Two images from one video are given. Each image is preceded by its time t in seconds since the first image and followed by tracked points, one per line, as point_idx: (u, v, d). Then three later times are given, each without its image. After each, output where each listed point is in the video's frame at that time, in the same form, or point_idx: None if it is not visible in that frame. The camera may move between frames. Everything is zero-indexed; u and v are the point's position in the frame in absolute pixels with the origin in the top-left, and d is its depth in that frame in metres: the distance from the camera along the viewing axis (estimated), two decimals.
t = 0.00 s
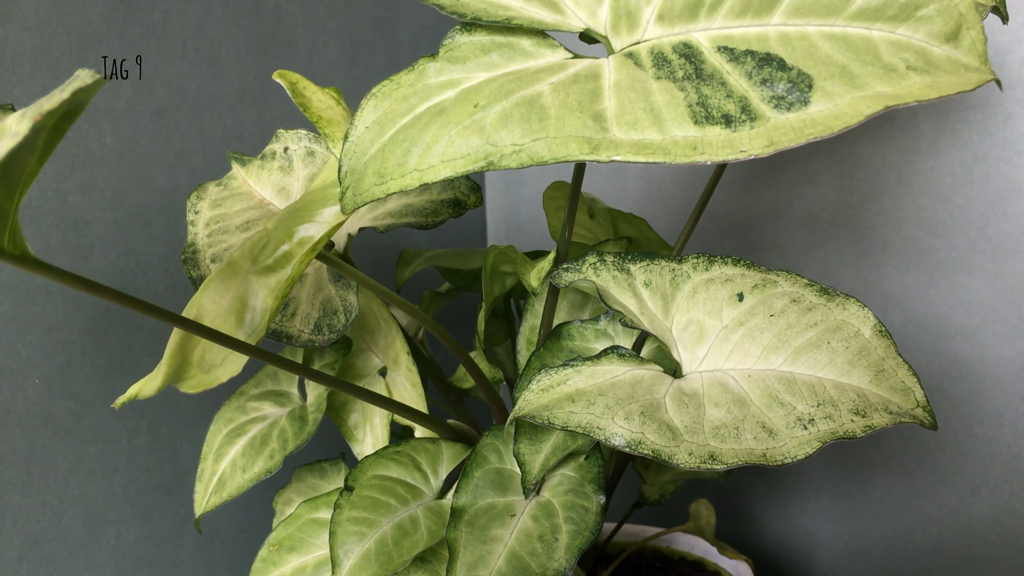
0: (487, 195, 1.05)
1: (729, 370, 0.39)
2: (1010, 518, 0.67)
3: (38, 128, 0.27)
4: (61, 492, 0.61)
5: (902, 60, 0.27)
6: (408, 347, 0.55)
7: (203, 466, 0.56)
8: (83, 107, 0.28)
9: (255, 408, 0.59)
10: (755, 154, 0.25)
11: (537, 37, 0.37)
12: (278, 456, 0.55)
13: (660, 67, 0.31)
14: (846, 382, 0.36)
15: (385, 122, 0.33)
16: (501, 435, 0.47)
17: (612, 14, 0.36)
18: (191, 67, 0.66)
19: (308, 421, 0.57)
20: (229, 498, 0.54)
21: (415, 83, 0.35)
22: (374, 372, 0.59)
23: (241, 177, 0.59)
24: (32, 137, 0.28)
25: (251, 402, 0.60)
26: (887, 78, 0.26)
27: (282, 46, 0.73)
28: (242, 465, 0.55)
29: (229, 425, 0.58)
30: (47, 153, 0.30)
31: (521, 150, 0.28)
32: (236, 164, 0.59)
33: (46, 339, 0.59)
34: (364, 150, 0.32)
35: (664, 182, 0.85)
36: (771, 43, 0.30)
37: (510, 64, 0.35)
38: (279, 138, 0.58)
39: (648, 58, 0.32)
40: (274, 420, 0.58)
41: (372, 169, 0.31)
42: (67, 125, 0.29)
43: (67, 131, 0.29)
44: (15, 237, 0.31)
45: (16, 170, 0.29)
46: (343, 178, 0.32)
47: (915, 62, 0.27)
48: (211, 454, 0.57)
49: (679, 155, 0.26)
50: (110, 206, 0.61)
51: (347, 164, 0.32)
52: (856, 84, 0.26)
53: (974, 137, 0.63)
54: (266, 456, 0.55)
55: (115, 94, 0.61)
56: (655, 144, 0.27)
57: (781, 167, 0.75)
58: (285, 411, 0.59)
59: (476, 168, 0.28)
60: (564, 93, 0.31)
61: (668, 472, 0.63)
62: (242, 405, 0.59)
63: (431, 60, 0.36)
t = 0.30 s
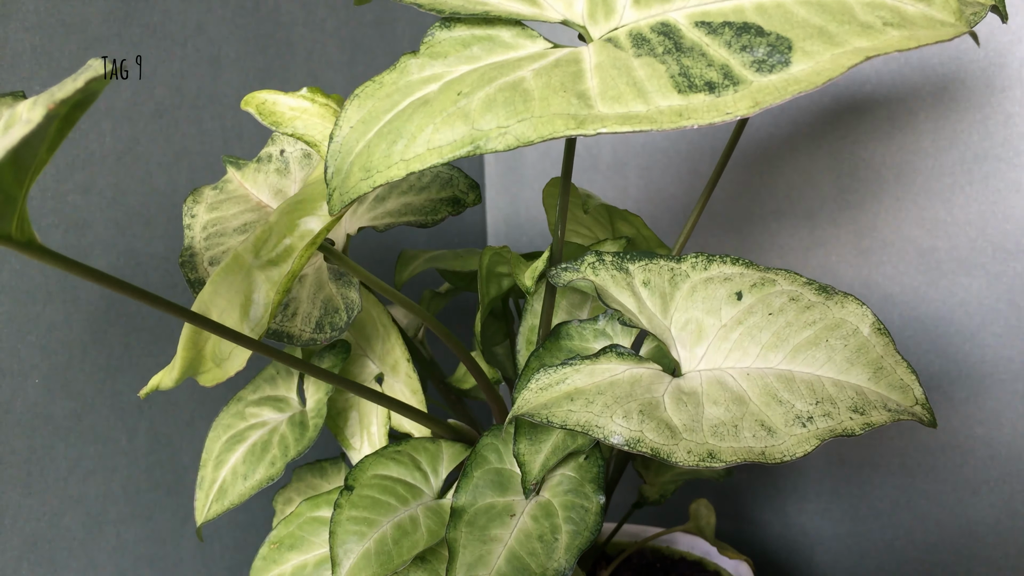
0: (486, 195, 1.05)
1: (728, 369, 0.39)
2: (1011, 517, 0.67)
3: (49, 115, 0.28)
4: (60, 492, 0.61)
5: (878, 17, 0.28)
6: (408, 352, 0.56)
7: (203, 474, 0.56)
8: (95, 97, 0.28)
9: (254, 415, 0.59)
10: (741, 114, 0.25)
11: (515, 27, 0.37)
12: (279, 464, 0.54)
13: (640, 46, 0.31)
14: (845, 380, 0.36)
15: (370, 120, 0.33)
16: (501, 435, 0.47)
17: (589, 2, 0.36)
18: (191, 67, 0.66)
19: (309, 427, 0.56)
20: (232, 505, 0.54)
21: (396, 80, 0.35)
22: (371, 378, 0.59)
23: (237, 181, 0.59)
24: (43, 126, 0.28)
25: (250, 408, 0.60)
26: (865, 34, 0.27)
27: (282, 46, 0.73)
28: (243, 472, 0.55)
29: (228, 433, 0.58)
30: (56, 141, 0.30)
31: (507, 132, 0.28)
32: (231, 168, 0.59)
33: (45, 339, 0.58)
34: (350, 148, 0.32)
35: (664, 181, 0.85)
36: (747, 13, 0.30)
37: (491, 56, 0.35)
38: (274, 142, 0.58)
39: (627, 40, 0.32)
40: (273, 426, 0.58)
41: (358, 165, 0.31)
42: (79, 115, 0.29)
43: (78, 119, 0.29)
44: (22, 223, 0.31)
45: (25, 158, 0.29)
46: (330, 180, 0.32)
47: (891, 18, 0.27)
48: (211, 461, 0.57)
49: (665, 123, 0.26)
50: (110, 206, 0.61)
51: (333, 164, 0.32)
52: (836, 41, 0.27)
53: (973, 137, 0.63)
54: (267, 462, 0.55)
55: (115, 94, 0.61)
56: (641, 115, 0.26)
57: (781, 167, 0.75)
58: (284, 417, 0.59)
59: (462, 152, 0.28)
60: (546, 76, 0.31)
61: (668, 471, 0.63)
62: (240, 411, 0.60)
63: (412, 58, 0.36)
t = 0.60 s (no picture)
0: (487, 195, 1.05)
1: (726, 368, 0.39)
2: (1011, 516, 0.67)
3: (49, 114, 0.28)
4: (59, 492, 0.61)
5: (872, 9, 0.28)
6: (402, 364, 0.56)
7: (202, 484, 0.56)
8: (94, 96, 0.29)
9: (251, 423, 0.59)
10: (734, 93, 0.25)
11: (516, 15, 0.37)
12: (277, 472, 0.54)
13: (636, 34, 0.31)
14: (843, 381, 0.36)
15: (365, 96, 0.33)
16: (500, 434, 0.47)
17: None
18: (191, 67, 0.66)
19: (305, 435, 0.56)
20: (231, 516, 0.54)
21: (395, 60, 0.35)
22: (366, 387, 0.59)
23: (235, 182, 0.59)
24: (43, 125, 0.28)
25: (247, 415, 0.60)
26: (859, 23, 0.27)
27: (282, 46, 0.73)
28: (241, 482, 0.55)
29: (226, 441, 0.58)
30: (56, 140, 0.30)
31: (501, 107, 0.28)
32: (228, 170, 0.59)
33: (45, 338, 0.59)
34: (345, 124, 0.32)
35: (664, 182, 0.85)
36: (743, 5, 0.30)
37: (489, 40, 0.35)
38: (270, 143, 0.59)
39: (624, 29, 0.32)
40: (271, 434, 0.58)
41: (351, 138, 0.31)
42: (78, 113, 0.29)
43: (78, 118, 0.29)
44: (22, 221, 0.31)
45: (25, 158, 0.29)
46: (321, 155, 0.32)
47: (885, 10, 0.27)
48: (209, 470, 0.57)
49: (658, 99, 0.26)
50: (110, 206, 0.61)
51: (327, 139, 0.32)
52: (830, 29, 0.27)
53: (973, 137, 0.63)
54: (265, 471, 0.55)
55: (115, 94, 0.61)
56: (634, 94, 0.26)
57: (781, 167, 0.75)
58: (281, 425, 0.59)
59: (455, 125, 0.28)
60: (543, 57, 0.31)
61: (668, 471, 0.63)
62: (238, 419, 0.60)
63: (413, 39, 0.36)
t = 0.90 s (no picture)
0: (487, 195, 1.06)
1: (724, 368, 0.39)
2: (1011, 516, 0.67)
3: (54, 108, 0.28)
4: (60, 492, 0.61)
5: (868, 5, 0.27)
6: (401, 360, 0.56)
7: (203, 485, 0.56)
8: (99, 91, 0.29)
9: (250, 424, 0.59)
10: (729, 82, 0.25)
11: (515, 7, 0.37)
12: (275, 474, 0.54)
13: (635, 27, 0.31)
14: (841, 379, 0.36)
15: (363, 82, 0.33)
16: (498, 434, 0.48)
17: None
18: (192, 67, 0.66)
19: (303, 435, 0.56)
20: (230, 517, 0.54)
21: (395, 48, 0.35)
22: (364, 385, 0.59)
23: (235, 181, 0.59)
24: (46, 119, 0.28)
25: (246, 417, 0.60)
26: (856, 17, 0.27)
27: (282, 45, 0.74)
28: (241, 484, 0.55)
29: (226, 441, 0.58)
30: (59, 135, 0.30)
31: (497, 93, 0.28)
32: (228, 169, 0.59)
33: (45, 338, 0.59)
34: (341, 108, 0.32)
35: (664, 182, 0.85)
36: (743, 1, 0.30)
37: (489, 31, 0.35)
38: (272, 142, 0.58)
39: (624, 24, 0.32)
40: (270, 435, 0.58)
41: (346, 122, 0.31)
42: (82, 107, 0.29)
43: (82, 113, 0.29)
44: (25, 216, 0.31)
45: (28, 153, 0.29)
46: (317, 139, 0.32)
47: (880, 6, 0.27)
48: (209, 471, 0.57)
49: (655, 87, 0.26)
50: (111, 206, 0.62)
51: (323, 123, 0.32)
52: (827, 23, 0.27)
53: (973, 137, 0.63)
54: (263, 473, 0.55)
55: (116, 94, 0.61)
56: (630, 82, 0.27)
57: (781, 166, 0.75)
58: (280, 425, 0.59)
59: (451, 109, 0.28)
60: (541, 48, 0.31)
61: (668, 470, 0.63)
62: (237, 421, 0.60)
63: (413, 27, 0.36)
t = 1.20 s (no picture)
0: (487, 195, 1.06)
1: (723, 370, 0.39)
2: (1012, 517, 0.67)
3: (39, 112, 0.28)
4: (59, 491, 0.61)
5: (895, 33, 0.27)
6: (411, 342, 0.56)
7: (206, 462, 0.56)
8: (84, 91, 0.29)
9: (255, 405, 0.59)
10: (748, 125, 0.25)
11: (527, 22, 0.37)
12: (277, 455, 0.55)
13: (650, 50, 0.31)
14: (841, 382, 0.36)
15: (364, 91, 0.32)
16: (499, 432, 0.47)
17: (602, 4, 0.36)
18: (192, 67, 0.66)
19: (307, 418, 0.56)
20: (231, 494, 0.54)
21: (400, 58, 0.34)
22: (370, 370, 0.59)
23: (241, 175, 0.58)
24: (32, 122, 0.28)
25: (252, 398, 0.59)
26: (881, 49, 0.27)
27: (282, 45, 0.73)
28: (242, 462, 0.55)
29: (230, 421, 0.58)
30: (48, 137, 0.30)
31: (506, 122, 0.28)
32: (235, 163, 0.58)
33: (46, 339, 0.59)
34: (339, 116, 0.32)
35: (664, 182, 0.85)
36: (761, 23, 0.30)
37: (500, 47, 0.35)
38: (280, 137, 0.57)
39: (638, 43, 0.32)
40: (273, 417, 0.58)
41: (344, 133, 0.31)
42: (70, 109, 0.29)
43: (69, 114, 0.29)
44: (17, 221, 0.31)
45: (19, 156, 0.29)
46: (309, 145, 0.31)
47: (908, 35, 0.27)
48: (213, 450, 0.57)
49: (670, 129, 0.26)
50: (111, 206, 0.62)
51: (319, 129, 0.31)
52: (850, 56, 0.27)
53: (974, 137, 0.63)
54: (265, 454, 0.55)
55: (116, 94, 0.61)
56: (645, 120, 0.27)
57: (781, 166, 0.75)
58: (284, 408, 0.58)
59: (457, 135, 0.28)
60: (554, 72, 0.31)
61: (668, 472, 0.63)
62: (242, 401, 0.59)
63: (419, 37, 0.36)
